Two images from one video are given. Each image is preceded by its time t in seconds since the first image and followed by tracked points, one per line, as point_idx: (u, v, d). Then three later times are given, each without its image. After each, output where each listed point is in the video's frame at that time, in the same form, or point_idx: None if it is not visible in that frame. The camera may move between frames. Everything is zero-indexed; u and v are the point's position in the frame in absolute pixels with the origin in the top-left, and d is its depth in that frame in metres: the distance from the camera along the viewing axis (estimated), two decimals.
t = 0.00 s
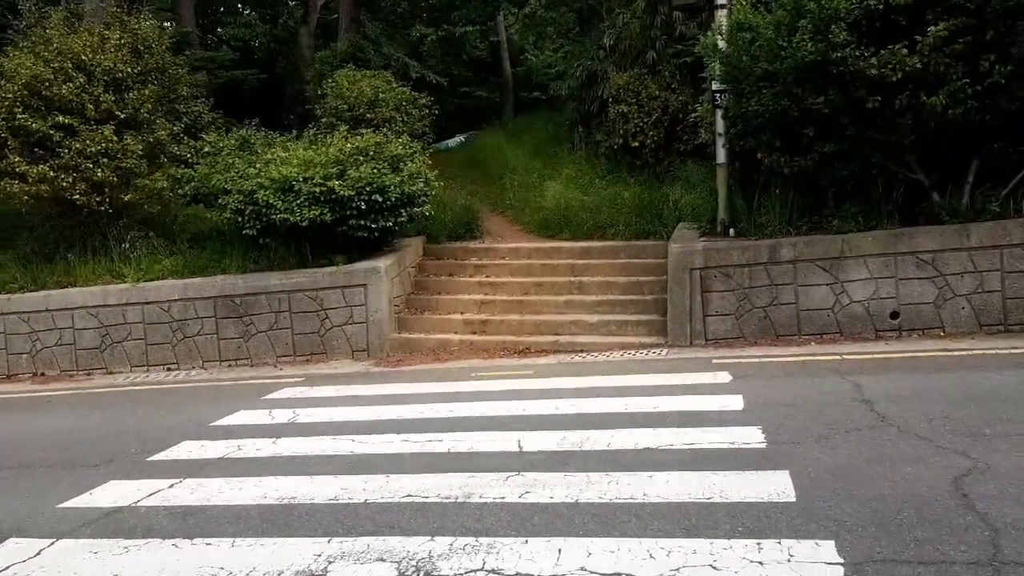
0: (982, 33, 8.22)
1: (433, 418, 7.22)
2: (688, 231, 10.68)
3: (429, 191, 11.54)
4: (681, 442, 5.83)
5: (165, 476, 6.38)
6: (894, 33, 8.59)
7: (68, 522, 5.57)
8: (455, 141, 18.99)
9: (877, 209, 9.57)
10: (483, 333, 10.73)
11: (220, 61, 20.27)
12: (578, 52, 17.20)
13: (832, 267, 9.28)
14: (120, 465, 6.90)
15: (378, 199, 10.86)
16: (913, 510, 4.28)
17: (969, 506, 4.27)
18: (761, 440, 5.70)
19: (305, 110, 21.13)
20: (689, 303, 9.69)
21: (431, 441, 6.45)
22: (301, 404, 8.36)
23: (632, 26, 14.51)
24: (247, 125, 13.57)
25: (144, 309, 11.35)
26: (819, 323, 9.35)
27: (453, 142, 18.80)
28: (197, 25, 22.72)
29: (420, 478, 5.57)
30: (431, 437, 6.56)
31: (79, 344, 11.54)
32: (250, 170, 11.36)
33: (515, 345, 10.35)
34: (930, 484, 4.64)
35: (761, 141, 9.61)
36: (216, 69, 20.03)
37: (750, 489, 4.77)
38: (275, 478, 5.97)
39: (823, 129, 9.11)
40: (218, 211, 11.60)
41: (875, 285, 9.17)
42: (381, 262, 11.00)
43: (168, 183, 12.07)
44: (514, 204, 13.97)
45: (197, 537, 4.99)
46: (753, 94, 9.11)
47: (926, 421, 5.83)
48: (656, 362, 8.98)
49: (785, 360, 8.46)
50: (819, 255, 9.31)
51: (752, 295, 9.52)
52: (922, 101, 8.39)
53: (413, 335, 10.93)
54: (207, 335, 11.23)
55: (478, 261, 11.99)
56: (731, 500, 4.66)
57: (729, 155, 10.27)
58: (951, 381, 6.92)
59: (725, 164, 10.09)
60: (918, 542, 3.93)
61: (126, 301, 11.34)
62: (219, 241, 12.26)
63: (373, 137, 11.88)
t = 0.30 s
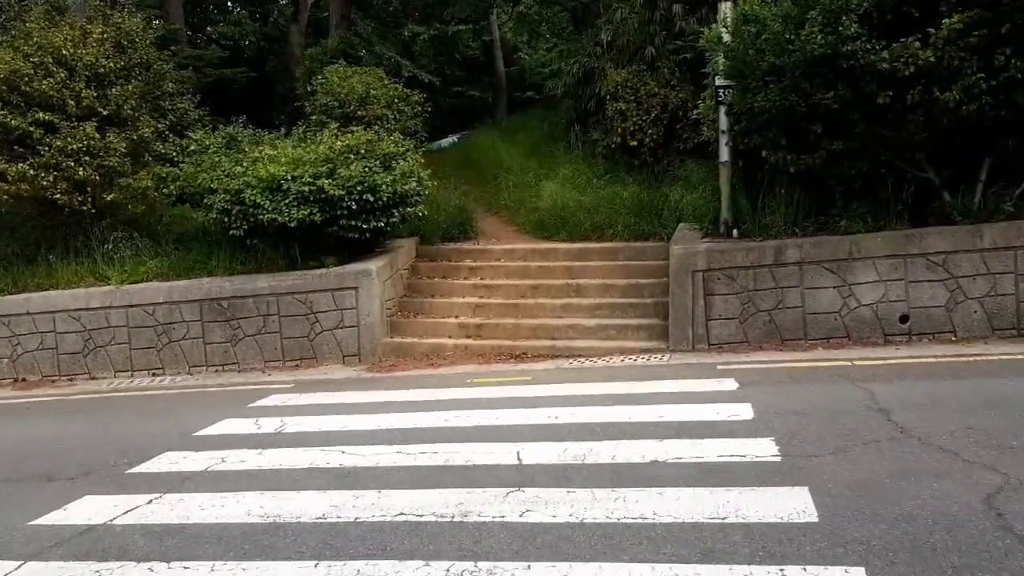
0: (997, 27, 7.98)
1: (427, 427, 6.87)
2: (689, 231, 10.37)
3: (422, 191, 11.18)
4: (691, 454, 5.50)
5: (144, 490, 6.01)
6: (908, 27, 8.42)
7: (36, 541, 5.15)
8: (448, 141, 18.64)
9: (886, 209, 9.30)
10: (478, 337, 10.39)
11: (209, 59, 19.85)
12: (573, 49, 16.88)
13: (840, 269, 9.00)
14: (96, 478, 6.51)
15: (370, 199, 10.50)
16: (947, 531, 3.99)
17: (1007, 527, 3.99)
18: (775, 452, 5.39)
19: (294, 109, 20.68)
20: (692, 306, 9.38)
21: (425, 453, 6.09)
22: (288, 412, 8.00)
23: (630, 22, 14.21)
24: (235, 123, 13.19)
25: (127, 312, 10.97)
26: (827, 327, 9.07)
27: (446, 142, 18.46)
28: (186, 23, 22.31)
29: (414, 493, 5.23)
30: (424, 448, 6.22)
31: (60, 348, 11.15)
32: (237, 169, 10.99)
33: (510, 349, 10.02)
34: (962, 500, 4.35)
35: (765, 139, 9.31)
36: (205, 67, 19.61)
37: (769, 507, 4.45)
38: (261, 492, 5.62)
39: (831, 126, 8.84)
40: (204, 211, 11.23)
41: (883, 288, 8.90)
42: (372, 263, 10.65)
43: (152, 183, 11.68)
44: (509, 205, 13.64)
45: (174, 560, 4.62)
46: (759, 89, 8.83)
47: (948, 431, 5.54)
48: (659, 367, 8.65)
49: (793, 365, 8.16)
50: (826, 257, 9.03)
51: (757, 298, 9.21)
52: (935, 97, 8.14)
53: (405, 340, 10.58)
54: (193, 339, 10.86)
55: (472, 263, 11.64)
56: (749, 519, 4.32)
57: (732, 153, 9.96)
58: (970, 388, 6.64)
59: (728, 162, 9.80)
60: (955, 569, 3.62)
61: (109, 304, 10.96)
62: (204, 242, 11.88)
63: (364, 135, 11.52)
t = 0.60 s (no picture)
0: (1012, 22, 7.71)
1: (420, 441, 6.52)
2: (691, 234, 10.04)
3: (414, 192, 10.84)
4: (699, 472, 5.18)
5: (119, 511, 5.64)
6: (918, 23, 8.20)
7: None
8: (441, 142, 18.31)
9: (894, 210, 9.00)
10: (472, 343, 10.05)
11: (199, 58, 19.46)
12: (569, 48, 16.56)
13: (847, 273, 8.70)
14: (70, 496, 6.15)
15: (361, 201, 10.16)
16: (984, 563, 3.69)
17: None
18: (790, 471, 5.06)
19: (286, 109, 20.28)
20: (694, 312, 9.06)
21: (417, 470, 5.74)
22: (274, 423, 7.65)
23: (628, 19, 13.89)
24: (222, 122, 12.83)
25: (111, 318, 10.60)
26: (834, 333, 8.76)
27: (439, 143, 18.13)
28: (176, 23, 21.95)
29: (405, 516, 4.89)
30: (416, 464, 5.88)
31: (41, 355, 10.78)
32: (224, 170, 10.64)
33: (506, 356, 9.68)
34: (995, 527, 4.06)
35: (770, 138, 9.00)
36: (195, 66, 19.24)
37: (788, 534, 4.12)
38: (242, 514, 5.27)
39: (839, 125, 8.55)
40: (190, 213, 10.86)
41: (893, 293, 8.60)
42: (364, 267, 10.31)
43: (136, 184, 11.31)
44: (504, 206, 13.31)
45: None
46: (764, 87, 8.52)
47: (971, 447, 5.25)
48: (661, 375, 8.32)
49: (801, 374, 7.84)
50: (833, 261, 8.72)
51: (762, 303, 8.90)
52: (946, 95, 7.85)
53: (397, 346, 10.24)
54: (178, 345, 10.50)
55: (466, 266, 11.30)
56: (767, 548, 4.00)
57: (735, 153, 9.65)
58: (989, 400, 6.35)
59: (731, 163, 9.49)
60: None
61: (92, 309, 10.59)
62: (190, 245, 11.51)
63: (355, 134, 11.17)
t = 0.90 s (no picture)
0: None
1: (408, 453, 6.16)
2: (691, 234, 9.70)
3: (405, 192, 10.49)
4: (708, 489, 4.84)
5: (87, 527, 5.26)
6: (929, 14, 7.92)
7: None
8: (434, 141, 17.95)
9: (903, 209, 8.67)
10: (466, 348, 9.70)
11: (188, 56, 19.07)
12: (564, 45, 16.23)
13: (855, 273, 8.37)
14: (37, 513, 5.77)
15: (349, 201, 9.80)
16: None
17: None
18: (804, 488, 4.72)
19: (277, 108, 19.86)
20: (697, 315, 8.72)
21: (406, 486, 5.38)
22: (257, 433, 7.29)
23: (625, 14, 13.59)
24: (208, 120, 12.44)
25: (91, 322, 10.21)
26: (842, 336, 8.43)
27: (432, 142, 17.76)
28: (166, 21, 21.58)
29: (392, 538, 4.53)
30: (406, 478, 5.54)
31: (19, 361, 10.38)
32: (208, 168, 10.26)
33: (501, 361, 9.33)
34: None
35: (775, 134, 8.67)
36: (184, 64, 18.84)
37: (810, 560, 3.78)
38: (218, 534, 4.88)
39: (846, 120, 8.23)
40: (173, 214, 10.48)
41: (903, 294, 8.28)
42: (353, 269, 9.94)
43: (118, 183, 10.92)
44: (499, 206, 12.96)
45: None
46: (769, 80, 8.19)
47: (997, 460, 4.93)
48: (663, 381, 7.97)
49: (810, 380, 7.51)
50: (840, 261, 8.39)
51: (767, 305, 8.56)
52: (959, 87, 7.54)
53: (388, 350, 9.87)
54: (161, 350, 10.11)
55: (460, 268, 10.95)
56: None
57: (738, 150, 9.32)
58: (1009, 408, 6.03)
59: (733, 160, 9.15)
60: None
61: (71, 313, 10.19)
62: (174, 247, 11.12)
63: (344, 132, 10.82)
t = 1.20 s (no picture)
0: None
1: (400, 470, 5.81)
2: (695, 238, 9.38)
3: (399, 192, 10.15)
4: (722, 514, 4.50)
5: (55, 549, 4.90)
6: (945, 12, 7.64)
7: None
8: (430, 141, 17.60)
9: (915, 213, 8.37)
10: (462, 354, 9.36)
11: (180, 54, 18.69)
12: (563, 43, 15.90)
13: (867, 279, 8.06)
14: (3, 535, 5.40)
15: (341, 201, 9.45)
16: None
17: None
18: (824, 514, 4.39)
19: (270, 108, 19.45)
20: (702, 322, 8.39)
21: (397, 507, 5.04)
22: (243, 445, 6.94)
23: (626, 12, 13.26)
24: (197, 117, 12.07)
25: (74, 326, 9.84)
26: (853, 344, 8.11)
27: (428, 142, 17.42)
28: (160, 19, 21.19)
29: (382, 568, 4.19)
30: (397, 498, 5.20)
31: None
32: (195, 167, 9.90)
33: (498, 368, 8.99)
34: None
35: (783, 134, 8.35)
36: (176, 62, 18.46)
37: None
38: (194, 561, 4.51)
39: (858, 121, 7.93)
40: (159, 214, 10.12)
41: (916, 302, 7.97)
42: (345, 272, 9.60)
43: (103, 182, 10.56)
44: (496, 207, 12.62)
45: None
46: (777, 78, 7.88)
47: None
48: (668, 391, 7.64)
49: (822, 391, 7.19)
50: (851, 266, 8.08)
51: (775, 312, 8.24)
52: (976, 87, 7.25)
53: (381, 357, 9.53)
54: (146, 356, 9.75)
55: (456, 271, 10.61)
56: None
57: (744, 150, 9.00)
58: None
59: (739, 161, 8.82)
60: None
61: (54, 317, 9.82)
62: (160, 249, 10.76)
63: (336, 130, 10.47)
